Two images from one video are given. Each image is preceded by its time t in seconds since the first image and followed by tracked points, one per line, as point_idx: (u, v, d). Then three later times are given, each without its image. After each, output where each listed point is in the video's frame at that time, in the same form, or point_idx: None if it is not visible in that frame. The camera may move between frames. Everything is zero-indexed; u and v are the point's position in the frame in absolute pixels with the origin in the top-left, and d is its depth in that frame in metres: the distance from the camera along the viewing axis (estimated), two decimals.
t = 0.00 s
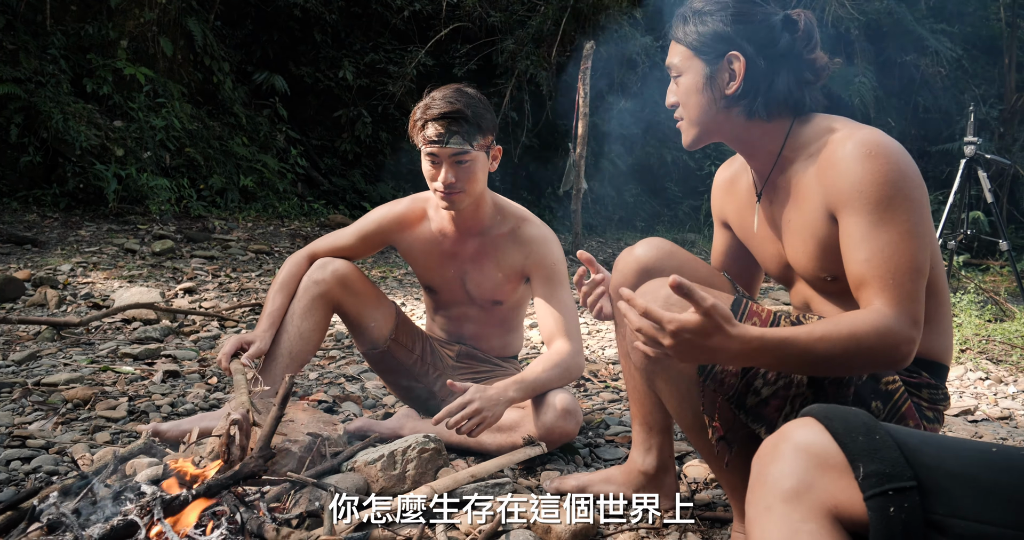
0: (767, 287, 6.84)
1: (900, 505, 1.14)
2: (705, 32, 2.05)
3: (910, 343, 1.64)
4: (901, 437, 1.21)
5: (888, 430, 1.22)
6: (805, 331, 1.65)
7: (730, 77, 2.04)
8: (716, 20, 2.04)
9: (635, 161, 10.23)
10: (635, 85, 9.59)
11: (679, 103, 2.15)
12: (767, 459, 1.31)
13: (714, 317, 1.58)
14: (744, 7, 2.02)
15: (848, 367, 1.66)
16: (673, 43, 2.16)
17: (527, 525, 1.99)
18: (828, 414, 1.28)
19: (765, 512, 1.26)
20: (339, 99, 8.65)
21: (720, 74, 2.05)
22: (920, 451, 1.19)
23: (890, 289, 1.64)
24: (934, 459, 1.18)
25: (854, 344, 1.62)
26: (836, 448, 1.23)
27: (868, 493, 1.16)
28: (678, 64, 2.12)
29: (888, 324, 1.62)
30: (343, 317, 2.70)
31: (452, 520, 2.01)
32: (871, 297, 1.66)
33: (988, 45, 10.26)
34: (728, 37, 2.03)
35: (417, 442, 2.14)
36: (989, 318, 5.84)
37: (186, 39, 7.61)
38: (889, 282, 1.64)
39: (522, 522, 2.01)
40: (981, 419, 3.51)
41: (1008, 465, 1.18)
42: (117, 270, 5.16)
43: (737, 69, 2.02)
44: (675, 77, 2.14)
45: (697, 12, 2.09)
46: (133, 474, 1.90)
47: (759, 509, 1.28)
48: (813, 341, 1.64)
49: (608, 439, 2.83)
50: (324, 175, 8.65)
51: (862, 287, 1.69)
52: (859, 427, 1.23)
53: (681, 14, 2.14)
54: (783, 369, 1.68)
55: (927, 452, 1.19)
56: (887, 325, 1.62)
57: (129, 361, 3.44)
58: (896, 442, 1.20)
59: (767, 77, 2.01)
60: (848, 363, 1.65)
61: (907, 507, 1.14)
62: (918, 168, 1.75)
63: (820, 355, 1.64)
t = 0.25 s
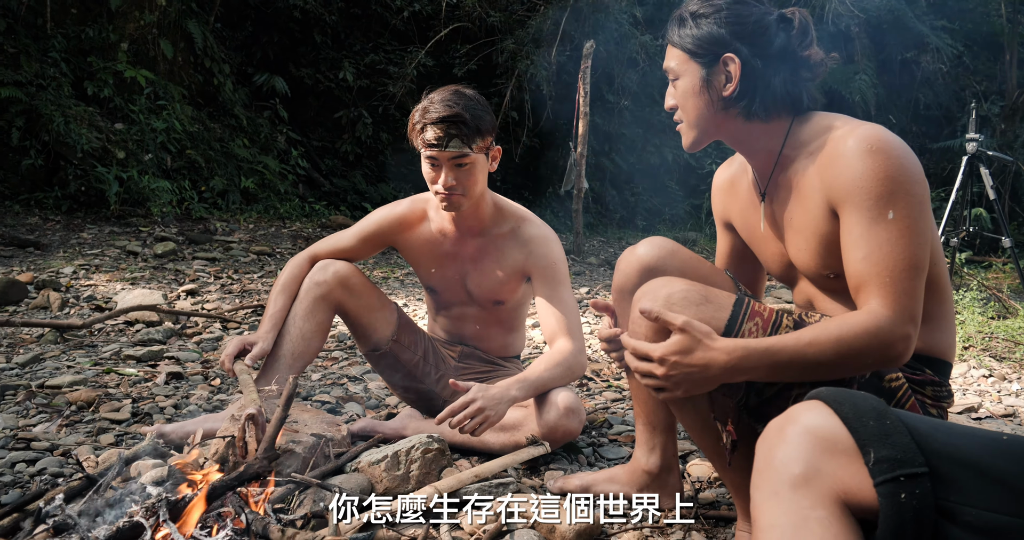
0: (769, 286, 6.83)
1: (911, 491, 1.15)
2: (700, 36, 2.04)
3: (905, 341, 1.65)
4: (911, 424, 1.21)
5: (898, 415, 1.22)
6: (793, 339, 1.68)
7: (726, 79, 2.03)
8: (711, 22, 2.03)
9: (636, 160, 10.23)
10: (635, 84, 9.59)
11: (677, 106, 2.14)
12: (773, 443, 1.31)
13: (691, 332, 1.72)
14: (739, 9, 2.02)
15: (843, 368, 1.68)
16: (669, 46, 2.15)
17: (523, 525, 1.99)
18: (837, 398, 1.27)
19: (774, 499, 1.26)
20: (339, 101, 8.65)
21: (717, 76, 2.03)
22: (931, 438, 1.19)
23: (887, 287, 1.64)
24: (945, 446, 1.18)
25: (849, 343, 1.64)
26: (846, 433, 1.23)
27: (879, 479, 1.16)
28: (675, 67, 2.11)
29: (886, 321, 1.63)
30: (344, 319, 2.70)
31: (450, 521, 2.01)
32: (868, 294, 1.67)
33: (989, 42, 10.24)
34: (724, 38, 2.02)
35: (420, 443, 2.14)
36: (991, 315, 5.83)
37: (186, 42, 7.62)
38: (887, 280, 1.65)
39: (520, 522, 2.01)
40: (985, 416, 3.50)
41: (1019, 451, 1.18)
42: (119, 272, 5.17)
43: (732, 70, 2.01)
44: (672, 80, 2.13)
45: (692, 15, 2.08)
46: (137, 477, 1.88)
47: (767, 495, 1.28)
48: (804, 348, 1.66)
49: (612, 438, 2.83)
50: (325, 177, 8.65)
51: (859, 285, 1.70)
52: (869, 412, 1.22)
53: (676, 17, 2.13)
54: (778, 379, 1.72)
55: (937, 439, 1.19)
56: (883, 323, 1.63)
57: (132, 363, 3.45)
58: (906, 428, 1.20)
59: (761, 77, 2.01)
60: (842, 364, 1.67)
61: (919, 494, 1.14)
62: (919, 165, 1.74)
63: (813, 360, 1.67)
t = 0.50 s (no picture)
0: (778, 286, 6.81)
1: (913, 500, 1.14)
2: (710, 37, 2.03)
3: (917, 344, 1.63)
4: (914, 433, 1.21)
5: (901, 425, 1.22)
6: (802, 351, 1.68)
7: (737, 79, 2.01)
8: (722, 24, 2.02)
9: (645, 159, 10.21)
10: (645, 83, 9.57)
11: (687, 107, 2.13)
12: (778, 453, 1.31)
13: (699, 355, 1.74)
14: (749, 10, 2.01)
15: (854, 375, 1.67)
16: (680, 47, 2.14)
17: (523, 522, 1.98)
18: (840, 409, 1.28)
19: (777, 506, 1.26)
20: (349, 97, 8.67)
21: (728, 75, 2.02)
22: (934, 447, 1.19)
23: (898, 288, 1.63)
24: (948, 455, 1.18)
25: (859, 347, 1.63)
26: (849, 443, 1.23)
27: (882, 489, 1.16)
28: (686, 68, 2.09)
29: (897, 324, 1.62)
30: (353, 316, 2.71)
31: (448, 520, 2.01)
32: (878, 296, 1.66)
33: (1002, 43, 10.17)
34: (734, 39, 2.00)
35: (428, 439, 2.15)
36: (1002, 318, 5.79)
37: (198, 37, 7.65)
38: (897, 283, 1.63)
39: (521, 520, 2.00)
40: (995, 420, 3.49)
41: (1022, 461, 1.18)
42: (130, 266, 5.20)
43: (745, 70, 2.00)
44: (683, 79, 2.11)
45: (703, 15, 2.07)
46: (148, 469, 1.91)
47: (770, 503, 1.28)
48: (814, 359, 1.66)
49: (619, 437, 2.83)
50: (334, 173, 8.67)
51: (869, 287, 1.68)
52: (872, 422, 1.23)
53: (687, 18, 2.12)
54: (790, 391, 1.71)
55: (940, 448, 1.19)
56: (894, 326, 1.61)
57: (142, 356, 3.47)
58: (909, 438, 1.20)
59: (773, 79, 1.99)
60: (853, 370, 1.66)
61: (921, 503, 1.14)
62: (930, 166, 1.73)
63: (825, 369, 1.66)
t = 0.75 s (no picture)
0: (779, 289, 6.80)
1: (910, 506, 1.15)
2: (716, 38, 2.04)
3: (917, 346, 1.64)
4: (911, 437, 1.21)
5: (899, 429, 1.22)
6: (805, 354, 1.69)
7: (741, 79, 2.02)
8: (727, 25, 2.03)
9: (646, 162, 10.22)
10: (646, 85, 9.59)
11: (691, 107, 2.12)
12: (778, 458, 1.32)
13: (701, 362, 1.75)
14: (753, 12, 2.03)
15: (855, 378, 1.68)
16: (683, 48, 2.15)
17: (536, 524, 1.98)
18: (839, 414, 1.28)
19: (776, 510, 1.27)
20: (351, 99, 8.69)
21: (734, 75, 2.03)
22: (932, 451, 1.19)
23: (898, 291, 1.64)
24: (946, 460, 1.18)
25: (859, 350, 1.64)
26: (847, 448, 1.23)
27: (879, 494, 1.17)
28: (690, 69, 2.09)
29: (897, 327, 1.62)
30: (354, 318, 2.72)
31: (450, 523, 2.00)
32: (878, 299, 1.66)
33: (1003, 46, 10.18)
34: (739, 40, 2.02)
35: (431, 441, 2.16)
36: (1003, 321, 5.80)
37: (200, 39, 7.67)
38: (898, 286, 1.64)
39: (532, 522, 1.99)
40: (996, 423, 3.49)
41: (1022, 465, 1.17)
42: (132, 268, 5.21)
43: (750, 71, 2.01)
44: (687, 80, 2.11)
45: (707, 17, 2.08)
46: (152, 470, 1.92)
47: (769, 507, 1.29)
48: (814, 364, 1.67)
49: (620, 439, 2.83)
50: (336, 175, 8.69)
51: (869, 290, 1.69)
52: (870, 427, 1.23)
53: (691, 20, 2.13)
54: (791, 397, 1.72)
55: (938, 452, 1.19)
56: (895, 329, 1.62)
57: (144, 358, 3.48)
58: (907, 443, 1.20)
59: (777, 78, 2.01)
60: (854, 374, 1.67)
61: (919, 508, 1.14)
62: (931, 170, 1.73)
63: (825, 373, 1.67)
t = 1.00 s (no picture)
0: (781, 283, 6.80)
1: (903, 499, 1.15)
2: (722, 28, 2.03)
3: (925, 339, 1.64)
4: (904, 432, 1.21)
5: (893, 424, 1.22)
6: (812, 347, 1.69)
7: (753, 67, 2.01)
8: (735, 14, 2.03)
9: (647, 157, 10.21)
10: (647, 81, 9.58)
11: (698, 98, 2.09)
12: (773, 454, 1.32)
13: (717, 350, 1.71)
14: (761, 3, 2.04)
15: (864, 371, 1.68)
16: (688, 39, 2.14)
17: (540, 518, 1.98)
18: (832, 410, 1.28)
19: (772, 506, 1.27)
20: (352, 96, 8.68)
21: (744, 63, 2.02)
22: (924, 446, 1.19)
23: (906, 284, 1.64)
24: (939, 455, 1.18)
25: (869, 343, 1.64)
26: (841, 444, 1.23)
27: (873, 487, 1.16)
28: (696, 59, 2.07)
29: (906, 319, 1.63)
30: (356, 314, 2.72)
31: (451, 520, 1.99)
32: (886, 293, 1.66)
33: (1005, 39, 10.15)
34: (748, 29, 2.01)
35: (433, 435, 2.16)
36: (1005, 315, 5.79)
37: (200, 37, 7.67)
38: (906, 279, 1.64)
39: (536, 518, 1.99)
40: (997, 416, 3.49)
41: (1014, 459, 1.18)
42: (134, 265, 5.22)
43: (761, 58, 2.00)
44: (693, 70, 2.10)
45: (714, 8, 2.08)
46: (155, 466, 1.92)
47: (765, 503, 1.29)
48: (825, 356, 1.67)
49: (622, 433, 2.84)
50: (337, 172, 8.68)
51: (877, 283, 1.69)
52: (862, 422, 1.23)
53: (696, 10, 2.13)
54: (799, 388, 1.72)
55: (929, 447, 1.19)
56: (904, 322, 1.62)
57: (147, 355, 3.49)
58: (899, 437, 1.20)
59: (788, 66, 2.01)
60: (861, 367, 1.67)
61: (911, 501, 1.14)
62: (936, 162, 1.73)
63: (835, 365, 1.67)
